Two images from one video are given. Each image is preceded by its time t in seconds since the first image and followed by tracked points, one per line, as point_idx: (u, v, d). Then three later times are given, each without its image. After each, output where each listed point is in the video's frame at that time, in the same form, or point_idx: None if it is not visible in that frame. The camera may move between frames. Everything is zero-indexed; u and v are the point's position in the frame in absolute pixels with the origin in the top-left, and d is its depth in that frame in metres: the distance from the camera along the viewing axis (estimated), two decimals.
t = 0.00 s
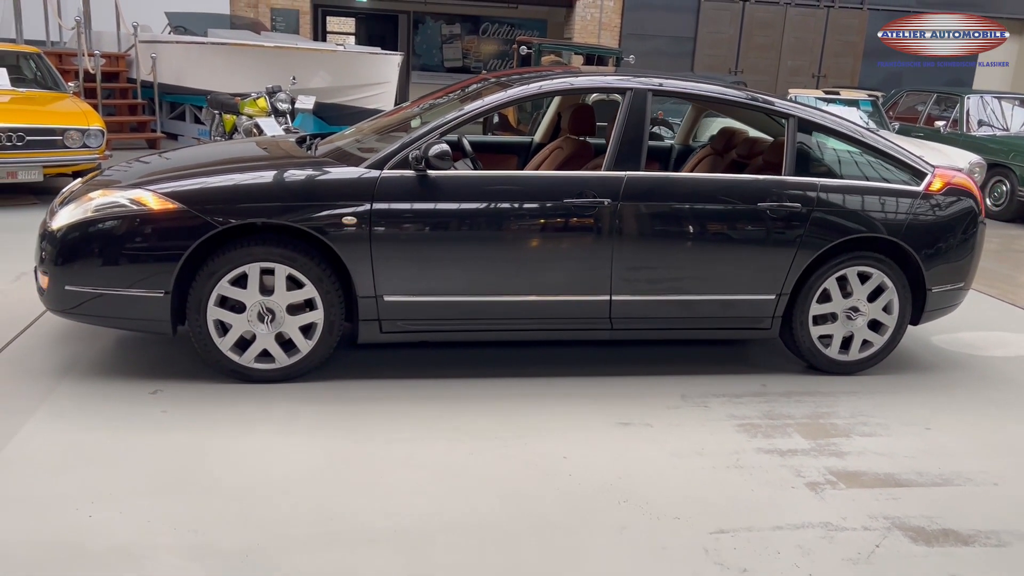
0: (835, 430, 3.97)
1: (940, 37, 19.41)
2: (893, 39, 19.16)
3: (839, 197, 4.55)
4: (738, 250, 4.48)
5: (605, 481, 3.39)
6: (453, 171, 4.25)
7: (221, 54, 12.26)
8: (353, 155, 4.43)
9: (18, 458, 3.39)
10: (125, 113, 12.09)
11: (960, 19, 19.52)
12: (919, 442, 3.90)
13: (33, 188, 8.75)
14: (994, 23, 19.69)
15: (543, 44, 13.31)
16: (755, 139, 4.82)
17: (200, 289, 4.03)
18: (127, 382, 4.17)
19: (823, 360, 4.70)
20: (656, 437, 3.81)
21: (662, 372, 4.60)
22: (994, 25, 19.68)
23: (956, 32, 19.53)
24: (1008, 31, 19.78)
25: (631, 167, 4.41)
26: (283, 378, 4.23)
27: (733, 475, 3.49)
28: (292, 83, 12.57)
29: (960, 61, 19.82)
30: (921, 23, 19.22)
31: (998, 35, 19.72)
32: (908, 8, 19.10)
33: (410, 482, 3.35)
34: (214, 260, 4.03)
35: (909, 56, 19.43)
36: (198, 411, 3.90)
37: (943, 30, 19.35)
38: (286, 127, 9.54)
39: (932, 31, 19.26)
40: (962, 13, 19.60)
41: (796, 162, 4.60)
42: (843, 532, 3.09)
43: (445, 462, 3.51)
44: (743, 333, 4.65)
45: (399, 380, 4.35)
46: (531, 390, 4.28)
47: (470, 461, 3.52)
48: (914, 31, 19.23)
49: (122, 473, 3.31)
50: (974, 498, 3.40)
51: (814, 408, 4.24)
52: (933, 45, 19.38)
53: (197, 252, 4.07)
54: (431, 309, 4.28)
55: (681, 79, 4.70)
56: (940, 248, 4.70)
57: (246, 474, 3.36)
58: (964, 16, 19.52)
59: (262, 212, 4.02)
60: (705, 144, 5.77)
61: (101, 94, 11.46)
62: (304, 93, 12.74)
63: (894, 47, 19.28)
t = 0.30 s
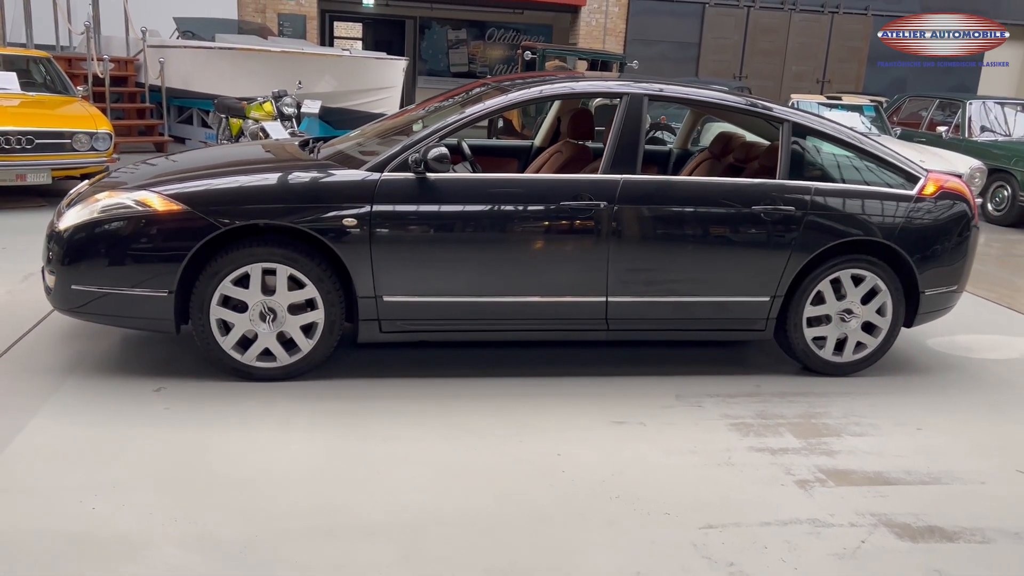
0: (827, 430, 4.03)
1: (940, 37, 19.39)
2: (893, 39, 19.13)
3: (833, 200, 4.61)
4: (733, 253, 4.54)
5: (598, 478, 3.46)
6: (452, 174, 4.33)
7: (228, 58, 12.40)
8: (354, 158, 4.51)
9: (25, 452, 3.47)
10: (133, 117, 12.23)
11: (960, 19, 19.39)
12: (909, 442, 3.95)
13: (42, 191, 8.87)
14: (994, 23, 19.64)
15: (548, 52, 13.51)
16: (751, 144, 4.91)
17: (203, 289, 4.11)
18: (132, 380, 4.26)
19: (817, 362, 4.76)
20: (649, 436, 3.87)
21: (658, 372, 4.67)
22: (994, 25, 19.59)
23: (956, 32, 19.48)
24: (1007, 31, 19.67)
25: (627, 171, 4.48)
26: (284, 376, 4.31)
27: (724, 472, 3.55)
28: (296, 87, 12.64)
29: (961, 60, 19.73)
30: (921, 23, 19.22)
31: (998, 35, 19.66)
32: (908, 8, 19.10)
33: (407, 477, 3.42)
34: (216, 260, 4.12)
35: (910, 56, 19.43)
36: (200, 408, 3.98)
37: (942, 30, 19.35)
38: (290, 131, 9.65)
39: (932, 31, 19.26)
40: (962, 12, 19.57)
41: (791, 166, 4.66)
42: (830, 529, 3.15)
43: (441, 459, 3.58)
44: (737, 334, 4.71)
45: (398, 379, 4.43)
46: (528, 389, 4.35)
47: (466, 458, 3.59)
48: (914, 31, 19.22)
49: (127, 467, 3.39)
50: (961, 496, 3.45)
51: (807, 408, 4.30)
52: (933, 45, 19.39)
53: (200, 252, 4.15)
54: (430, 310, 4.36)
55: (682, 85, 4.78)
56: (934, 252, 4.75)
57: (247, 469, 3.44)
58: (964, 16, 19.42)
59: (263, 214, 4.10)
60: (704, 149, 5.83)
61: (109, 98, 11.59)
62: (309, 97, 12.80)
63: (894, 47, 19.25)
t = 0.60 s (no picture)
0: (817, 429, 4.07)
1: (940, 37, 19.40)
2: (893, 39, 19.13)
3: (825, 202, 4.65)
4: (726, 254, 4.59)
5: (588, 475, 3.50)
6: (447, 175, 4.39)
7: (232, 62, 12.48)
8: (351, 159, 4.57)
9: (23, 446, 3.53)
10: (138, 120, 12.33)
11: (960, 19, 19.45)
12: (898, 442, 3.99)
13: (47, 192, 8.95)
14: (994, 23, 19.64)
15: (550, 56, 13.69)
16: (745, 146, 4.87)
17: (201, 287, 4.17)
18: (131, 377, 4.32)
19: (810, 363, 4.80)
20: (641, 434, 3.91)
21: (652, 372, 4.71)
22: (995, 25, 19.61)
23: (956, 32, 19.50)
24: (1008, 31, 19.66)
25: (621, 172, 4.53)
26: (281, 374, 4.36)
27: (713, 470, 3.60)
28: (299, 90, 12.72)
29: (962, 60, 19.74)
30: (921, 22, 19.23)
31: (998, 35, 19.68)
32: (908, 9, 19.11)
33: (399, 473, 3.47)
34: (214, 259, 4.18)
35: (910, 56, 19.44)
36: (197, 405, 4.04)
37: (942, 30, 19.37)
38: (293, 133, 9.73)
39: (932, 31, 19.27)
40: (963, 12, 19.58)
41: (784, 169, 4.71)
42: (815, 525, 3.18)
43: (434, 455, 3.63)
44: (730, 335, 4.76)
45: (394, 377, 4.48)
46: (522, 388, 4.40)
47: (458, 454, 3.65)
48: (914, 31, 19.23)
49: (124, 462, 3.45)
50: (947, 495, 3.49)
51: (798, 408, 4.34)
52: (932, 45, 19.38)
53: (199, 251, 4.21)
54: (425, 309, 4.41)
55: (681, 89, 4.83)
56: (926, 254, 4.79)
57: (242, 464, 3.49)
58: (964, 16, 19.48)
59: (261, 213, 4.16)
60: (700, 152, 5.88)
61: (115, 101, 11.69)
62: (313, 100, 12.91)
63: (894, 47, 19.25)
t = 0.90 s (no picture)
0: (802, 431, 4.11)
1: (940, 37, 19.35)
2: (893, 40, 19.09)
3: (813, 206, 4.69)
4: (714, 257, 4.63)
5: (573, 473, 3.55)
6: (439, 178, 4.45)
7: (235, 66, 12.55)
8: (343, 162, 4.62)
9: (17, 443, 3.59)
10: (142, 124, 12.42)
11: (960, 19, 19.46)
12: (883, 443, 4.03)
13: (50, 195, 9.04)
14: (994, 23, 19.61)
15: (550, 62, 13.73)
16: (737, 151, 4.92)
17: (195, 288, 4.23)
18: (126, 376, 4.39)
19: (798, 365, 4.84)
20: (627, 435, 3.96)
21: (642, 374, 4.75)
22: (994, 25, 19.59)
23: (956, 32, 19.46)
24: (1008, 31, 19.60)
25: (611, 176, 4.57)
26: (273, 374, 4.42)
27: (697, 470, 3.64)
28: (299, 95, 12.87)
29: (960, 61, 19.73)
30: (921, 22, 19.17)
31: (998, 35, 19.63)
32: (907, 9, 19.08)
33: (386, 471, 3.52)
34: (208, 260, 4.24)
35: (910, 56, 19.39)
36: (190, 404, 4.10)
37: (943, 30, 19.28)
38: (293, 137, 9.80)
39: (932, 31, 19.19)
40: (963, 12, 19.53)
41: (773, 173, 4.75)
42: (795, 524, 3.22)
43: (421, 454, 3.68)
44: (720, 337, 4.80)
45: (386, 377, 4.53)
46: (512, 389, 4.45)
47: (445, 453, 3.69)
48: (914, 31, 19.20)
49: (116, 459, 3.51)
50: (928, 495, 3.52)
51: (785, 410, 4.38)
52: (932, 45, 19.31)
53: (193, 252, 4.27)
54: (417, 310, 4.47)
55: (678, 95, 4.89)
56: (914, 258, 4.83)
57: (231, 462, 3.54)
58: (964, 16, 19.46)
59: (254, 215, 4.22)
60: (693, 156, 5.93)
61: (118, 105, 11.78)
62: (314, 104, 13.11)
63: (894, 47, 19.22)
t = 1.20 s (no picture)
0: (788, 431, 4.14)
1: (940, 37, 19.32)
2: (893, 40, 19.07)
3: (801, 209, 4.72)
4: (703, 259, 4.66)
5: (557, 472, 3.58)
6: (429, 180, 4.49)
7: (236, 69, 12.62)
8: (334, 163, 4.66)
9: (7, 439, 3.64)
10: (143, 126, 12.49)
11: (960, 18, 19.36)
12: (868, 444, 4.05)
13: (50, 196, 9.11)
14: (994, 23, 19.48)
15: (550, 65, 13.80)
16: (727, 153, 4.92)
17: (186, 287, 4.27)
18: (118, 375, 4.43)
19: (786, 367, 4.86)
20: (612, 434, 3.99)
21: (630, 375, 4.78)
22: (995, 25, 19.50)
23: (956, 32, 19.42)
24: (1008, 31, 19.52)
25: (599, 179, 4.61)
26: (264, 373, 4.46)
27: (680, 470, 3.67)
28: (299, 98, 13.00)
29: (960, 61, 19.69)
30: (921, 23, 19.13)
31: (998, 35, 19.55)
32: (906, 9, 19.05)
33: (371, 469, 3.55)
34: (199, 260, 4.28)
35: (909, 56, 19.37)
36: (180, 402, 4.14)
37: (942, 30, 19.26)
38: (293, 138, 9.85)
39: (932, 31, 19.19)
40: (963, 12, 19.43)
41: (760, 176, 4.77)
42: (774, 523, 3.25)
43: (407, 453, 3.71)
44: (708, 339, 4.83)
45: (376, 377, 4.57)
46: (500, 389, 4.48)
47: (431, 452, 3.73)
48: (914, 31, 19.16)
49: (104, 455, 3.55)
50: (909, 496, 3.55)
51: (772, 411, 4.40)
52: (932, 45, 19.32)
53: (184, 252, 4.32)
54: (406, 311, 4.50)
55: (675, 99, 4.93)
56: (902, 261, 4.85)
57: (218, 459, 3.58)
58: (964, 15, 19.36)
59: (246, 216, 4.26)
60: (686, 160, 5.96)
61: (120, 107, 11.85)
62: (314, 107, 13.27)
63: (894, 48, 19.18)
